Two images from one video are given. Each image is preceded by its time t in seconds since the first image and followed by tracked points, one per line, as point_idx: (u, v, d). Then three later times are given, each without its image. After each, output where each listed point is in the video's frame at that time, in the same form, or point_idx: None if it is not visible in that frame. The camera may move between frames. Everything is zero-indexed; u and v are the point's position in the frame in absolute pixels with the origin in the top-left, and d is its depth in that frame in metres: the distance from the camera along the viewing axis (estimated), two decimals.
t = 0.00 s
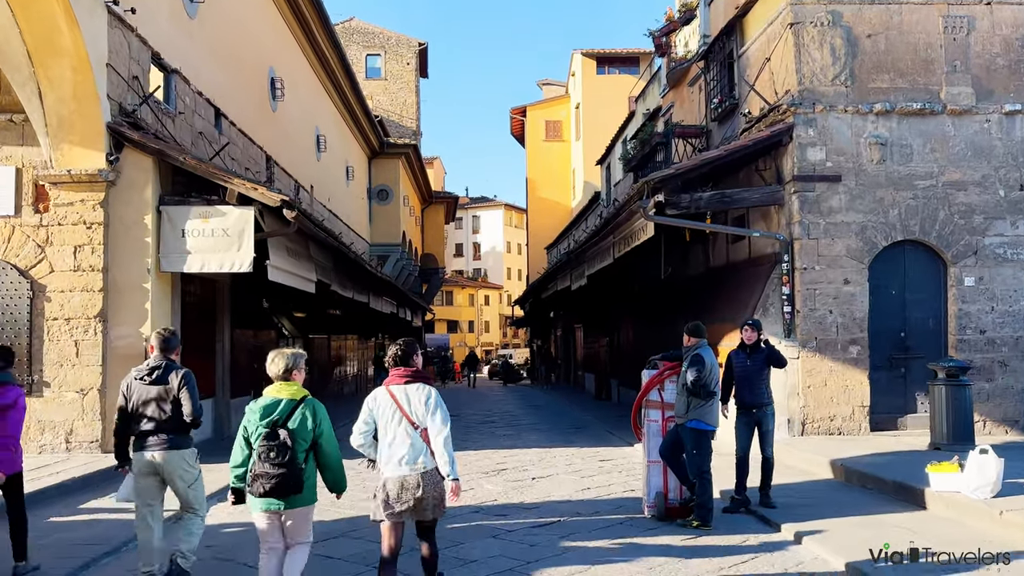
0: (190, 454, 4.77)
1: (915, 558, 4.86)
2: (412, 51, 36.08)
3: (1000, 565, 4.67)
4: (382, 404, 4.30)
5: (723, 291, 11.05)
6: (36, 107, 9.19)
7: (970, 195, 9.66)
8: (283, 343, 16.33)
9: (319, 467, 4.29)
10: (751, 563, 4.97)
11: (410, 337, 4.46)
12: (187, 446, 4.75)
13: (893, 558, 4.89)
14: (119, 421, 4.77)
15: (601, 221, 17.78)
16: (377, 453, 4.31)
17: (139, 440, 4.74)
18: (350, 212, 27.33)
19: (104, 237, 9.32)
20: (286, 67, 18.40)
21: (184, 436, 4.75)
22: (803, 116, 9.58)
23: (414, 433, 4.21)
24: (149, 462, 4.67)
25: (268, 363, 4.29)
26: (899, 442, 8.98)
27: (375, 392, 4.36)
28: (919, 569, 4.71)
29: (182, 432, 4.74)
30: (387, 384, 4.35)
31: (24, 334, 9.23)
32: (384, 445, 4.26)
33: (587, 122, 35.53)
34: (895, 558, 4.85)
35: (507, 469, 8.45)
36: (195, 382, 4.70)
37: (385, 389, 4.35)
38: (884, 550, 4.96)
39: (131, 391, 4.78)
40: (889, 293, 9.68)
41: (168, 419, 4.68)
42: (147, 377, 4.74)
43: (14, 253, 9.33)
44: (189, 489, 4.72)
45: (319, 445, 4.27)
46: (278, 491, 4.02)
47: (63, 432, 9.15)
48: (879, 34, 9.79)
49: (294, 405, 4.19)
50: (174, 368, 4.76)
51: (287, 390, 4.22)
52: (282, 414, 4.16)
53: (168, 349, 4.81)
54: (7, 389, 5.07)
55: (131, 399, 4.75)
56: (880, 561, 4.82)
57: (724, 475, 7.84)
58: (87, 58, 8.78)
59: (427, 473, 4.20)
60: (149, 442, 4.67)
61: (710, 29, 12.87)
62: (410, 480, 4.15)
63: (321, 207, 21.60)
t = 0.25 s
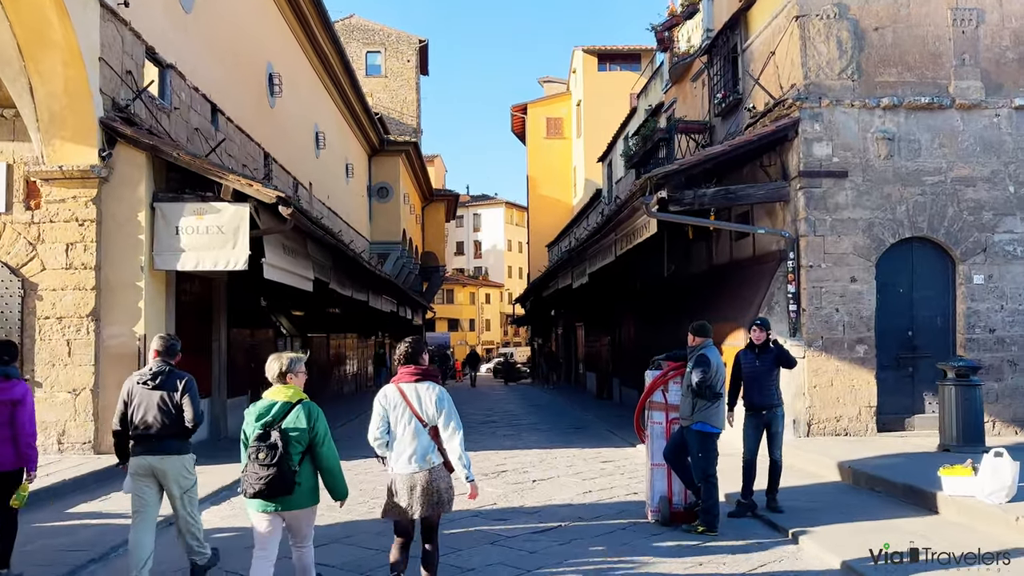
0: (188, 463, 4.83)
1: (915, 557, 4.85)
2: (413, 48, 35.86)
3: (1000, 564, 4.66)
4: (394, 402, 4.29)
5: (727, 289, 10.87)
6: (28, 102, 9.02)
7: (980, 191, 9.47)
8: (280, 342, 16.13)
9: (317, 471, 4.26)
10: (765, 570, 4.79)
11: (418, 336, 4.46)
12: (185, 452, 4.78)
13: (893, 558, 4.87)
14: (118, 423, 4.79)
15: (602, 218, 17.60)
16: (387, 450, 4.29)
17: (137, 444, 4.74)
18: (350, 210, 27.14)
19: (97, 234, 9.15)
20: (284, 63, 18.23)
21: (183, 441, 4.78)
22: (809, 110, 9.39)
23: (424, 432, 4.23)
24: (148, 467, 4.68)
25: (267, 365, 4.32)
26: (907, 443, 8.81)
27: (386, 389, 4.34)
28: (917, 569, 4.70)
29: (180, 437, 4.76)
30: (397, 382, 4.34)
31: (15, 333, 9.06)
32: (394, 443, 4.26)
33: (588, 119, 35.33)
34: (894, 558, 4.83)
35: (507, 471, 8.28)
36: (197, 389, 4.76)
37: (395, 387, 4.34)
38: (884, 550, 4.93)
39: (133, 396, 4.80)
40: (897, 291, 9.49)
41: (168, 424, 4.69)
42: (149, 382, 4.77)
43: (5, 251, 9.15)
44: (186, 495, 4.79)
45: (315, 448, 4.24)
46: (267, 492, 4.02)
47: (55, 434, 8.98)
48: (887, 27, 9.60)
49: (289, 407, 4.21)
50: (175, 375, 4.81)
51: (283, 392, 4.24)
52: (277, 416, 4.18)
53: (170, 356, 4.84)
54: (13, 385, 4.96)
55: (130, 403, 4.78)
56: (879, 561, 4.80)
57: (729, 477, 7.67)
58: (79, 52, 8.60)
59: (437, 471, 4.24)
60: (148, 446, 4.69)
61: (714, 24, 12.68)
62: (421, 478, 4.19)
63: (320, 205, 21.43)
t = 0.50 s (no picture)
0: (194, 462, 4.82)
1: (914, 557, 4.84)
2: (414, 46, 35.67)
3: (999, 565, 4.66)
4: (402, 401, 4.46)
5: (732, 288, 10.71)
6: (22, 98, 8.88)
7: (989, 188, 9.31)
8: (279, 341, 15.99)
9: (326, 472, 4.29)
10: None
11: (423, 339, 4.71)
12: (192, 453, 4.79)
13: (893, 558, 4.87)
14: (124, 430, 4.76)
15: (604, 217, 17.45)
16: (395, 449, 4.44)
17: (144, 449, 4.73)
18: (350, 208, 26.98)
19: (91, 233, 9.00)
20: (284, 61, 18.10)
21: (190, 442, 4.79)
22: (815, 106, 9.23)
23: (434, 429, 4.41)
24: (156, 470, 4.67)
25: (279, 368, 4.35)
26: (916, 445, 8.65)
27: (394, 389, 4.51)
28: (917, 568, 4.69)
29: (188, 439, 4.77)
30: (405, 381, 4.53)
31: (8, 333, 8.91)
32: (403, 441, 4.41)
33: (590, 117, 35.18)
34: (893, 558, 4.84)
35: (508, 474, 8.12)
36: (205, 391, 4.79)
37: (403, 386, 4.51)
38: (884, 549, 4.93)
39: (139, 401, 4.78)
40: (905, 290, 9.33)
41: (178, 427, 4.71)
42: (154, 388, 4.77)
43: None
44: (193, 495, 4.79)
45: (325, 450, 4.27)
46: (278, 493, 4.04)
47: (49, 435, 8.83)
48: (895, 22, 9.43)
49: (300, 409, 4.23)
50: (179, 379, 4.82)
51: (295, 394, 4.25)
52: (288, 418, 4.20)
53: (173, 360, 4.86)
54: (15, 390, 5.22)
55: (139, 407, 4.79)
56: (879, 561, 4.80)
57: (735, 480, 7.52)
58: (73, 48, 8.45)
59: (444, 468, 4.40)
60: (156, 449, 4.68)
61: (718, 20, 12.53)
62: (429, 474, 4.34)
63: (320, 204, 21.29)
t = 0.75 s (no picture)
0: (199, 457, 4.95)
1: (914, 558, 4.81)
2: (416, 45, 35.47)
3: (998, 564, 4.61)
4: (410, 404, 4.49)
5: (738, 286, 10.55)
6: (16, 93, 8.73)
7: (1001, 184, 9.15)
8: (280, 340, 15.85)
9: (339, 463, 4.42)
10: None
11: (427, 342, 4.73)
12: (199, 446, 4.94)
13: (892, 557, 4.84)
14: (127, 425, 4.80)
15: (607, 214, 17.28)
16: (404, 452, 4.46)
17: (152, 443, 4.81)
18: (351, 207, 26.84)
19: (88, 230, 8.85)
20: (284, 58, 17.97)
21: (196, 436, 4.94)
22: (824, 101, 9.05)
23: (442, 431, 4.44)
24: (167, 462, 4.77)
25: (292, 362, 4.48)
26: (927, 445, 8.49)
27: (400, 392, 4.54)
28: (917, 567, 4.66)
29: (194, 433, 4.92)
30: (410, 385, 4.56)
31: (3, 332, 8.76)
32: (412, 443, 4.45)
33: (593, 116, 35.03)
34: (892, 558, 4.80)
35: (512, 475, 7.97)
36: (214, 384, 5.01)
37: (409, 390, 4.54)
38: (884, 550, 4.90)
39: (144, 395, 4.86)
40: (916, 287, 9.16)
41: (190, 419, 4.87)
42: (162, 381, 4.90)
43: None
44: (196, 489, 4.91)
45: (338, 441, 4.40)
46: (295, 481, 4.16)
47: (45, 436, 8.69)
48: (905, 14, 9.26)
49: (314, 401, 4.37)
50: (187, 373, 4.99)
51: (308, 387, 4.39)
52: (303, 409, 4.33)
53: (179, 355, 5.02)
54: (20, 390, 5.06)
55: (147, 400, 4.84)
56: (879, 561, 4.77)
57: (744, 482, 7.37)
58: (68, 41, 8.29)
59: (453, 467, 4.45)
60: (167, 442, 4.80)
61: (723, 14, 12.36)
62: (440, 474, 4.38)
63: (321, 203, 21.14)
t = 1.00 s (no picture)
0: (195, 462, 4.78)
1: (914, 559, 4.83)
2: (417, 44, 35.26)
3: (997, 564, 4.62)
4: (416, 400, 4.53)
5: (746, 286, 10.35)
6: (11, 89, 8.55)
7: (1017, 181, 8.94)
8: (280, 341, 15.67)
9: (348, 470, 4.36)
10: None
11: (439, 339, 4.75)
12: (199, 453, 4.80)
13: (893, 558, 4.88)
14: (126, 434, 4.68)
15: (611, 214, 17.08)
16: (409, 446, 4.50)
17: (152, 450, 4.69)
18: (353, 207, 26.65)
19: (83, 229, 8.66)
20: (285, 56, 17.78)
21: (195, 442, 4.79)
22: (835, 97, 8.85)
23: (447, 427, 4.48)
24: (165, 469, 4.65)
25: (301, 370, 4.34)
26: (942, 449, 8.28)
27: (407, 388, 4.58)
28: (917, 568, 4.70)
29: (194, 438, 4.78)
30: (418, 381, 4.60)
31: None
32: (417, 438, 4.48)
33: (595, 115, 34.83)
34: (893, 559, 4.83)
35: (517, 480, 7.78)
36: (214, 388, 4.89)
37: (416, 386, 4.58)
38: (884, 551, 4.93)
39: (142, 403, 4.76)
40: (930, 288, 8.96)
41: (189, 425, 4.75)
42: (161, 389, 4.78)
43: None
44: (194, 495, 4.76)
45: (348, 448, 4.34)
46: (313, 491, 4.08)
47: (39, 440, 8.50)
48: (918, 8, 9.06)
49: (327, 410, 4.28)
50: (186, 380, 4.87)
51: (320, 396, 4.30)
52: (316, 418, 4.24)
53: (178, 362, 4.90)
54: (29, 386, 4.99)
55: (146, 408, 4.73)
56: (879, 561, 4.81)
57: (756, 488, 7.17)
58: (62, 36, 8.09)
59: (458, 463, 4.50)
60: (166, 448, 4.68)
61: (730, 10, 12.15)
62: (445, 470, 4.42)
63: (322, 202, 20.96)
